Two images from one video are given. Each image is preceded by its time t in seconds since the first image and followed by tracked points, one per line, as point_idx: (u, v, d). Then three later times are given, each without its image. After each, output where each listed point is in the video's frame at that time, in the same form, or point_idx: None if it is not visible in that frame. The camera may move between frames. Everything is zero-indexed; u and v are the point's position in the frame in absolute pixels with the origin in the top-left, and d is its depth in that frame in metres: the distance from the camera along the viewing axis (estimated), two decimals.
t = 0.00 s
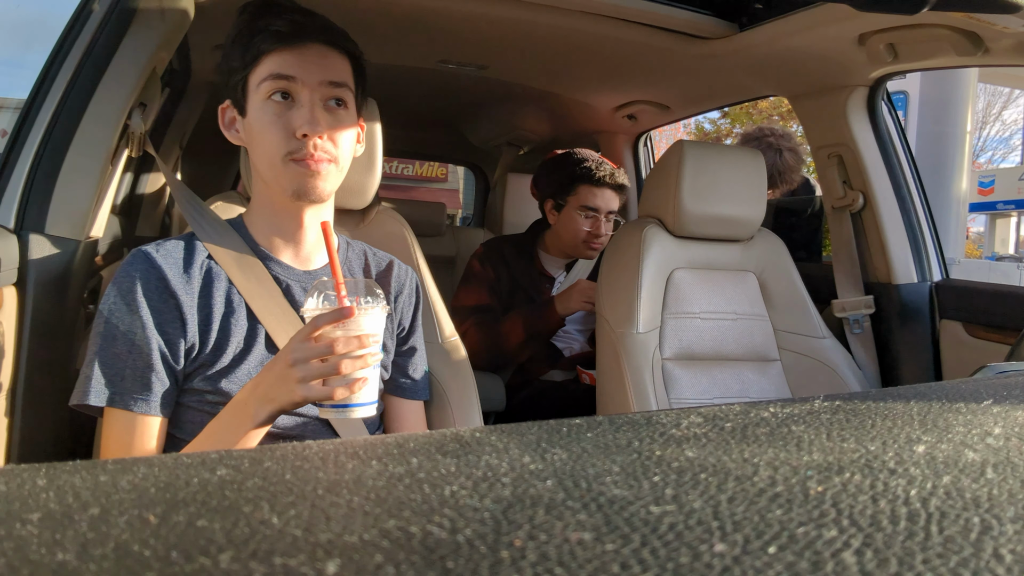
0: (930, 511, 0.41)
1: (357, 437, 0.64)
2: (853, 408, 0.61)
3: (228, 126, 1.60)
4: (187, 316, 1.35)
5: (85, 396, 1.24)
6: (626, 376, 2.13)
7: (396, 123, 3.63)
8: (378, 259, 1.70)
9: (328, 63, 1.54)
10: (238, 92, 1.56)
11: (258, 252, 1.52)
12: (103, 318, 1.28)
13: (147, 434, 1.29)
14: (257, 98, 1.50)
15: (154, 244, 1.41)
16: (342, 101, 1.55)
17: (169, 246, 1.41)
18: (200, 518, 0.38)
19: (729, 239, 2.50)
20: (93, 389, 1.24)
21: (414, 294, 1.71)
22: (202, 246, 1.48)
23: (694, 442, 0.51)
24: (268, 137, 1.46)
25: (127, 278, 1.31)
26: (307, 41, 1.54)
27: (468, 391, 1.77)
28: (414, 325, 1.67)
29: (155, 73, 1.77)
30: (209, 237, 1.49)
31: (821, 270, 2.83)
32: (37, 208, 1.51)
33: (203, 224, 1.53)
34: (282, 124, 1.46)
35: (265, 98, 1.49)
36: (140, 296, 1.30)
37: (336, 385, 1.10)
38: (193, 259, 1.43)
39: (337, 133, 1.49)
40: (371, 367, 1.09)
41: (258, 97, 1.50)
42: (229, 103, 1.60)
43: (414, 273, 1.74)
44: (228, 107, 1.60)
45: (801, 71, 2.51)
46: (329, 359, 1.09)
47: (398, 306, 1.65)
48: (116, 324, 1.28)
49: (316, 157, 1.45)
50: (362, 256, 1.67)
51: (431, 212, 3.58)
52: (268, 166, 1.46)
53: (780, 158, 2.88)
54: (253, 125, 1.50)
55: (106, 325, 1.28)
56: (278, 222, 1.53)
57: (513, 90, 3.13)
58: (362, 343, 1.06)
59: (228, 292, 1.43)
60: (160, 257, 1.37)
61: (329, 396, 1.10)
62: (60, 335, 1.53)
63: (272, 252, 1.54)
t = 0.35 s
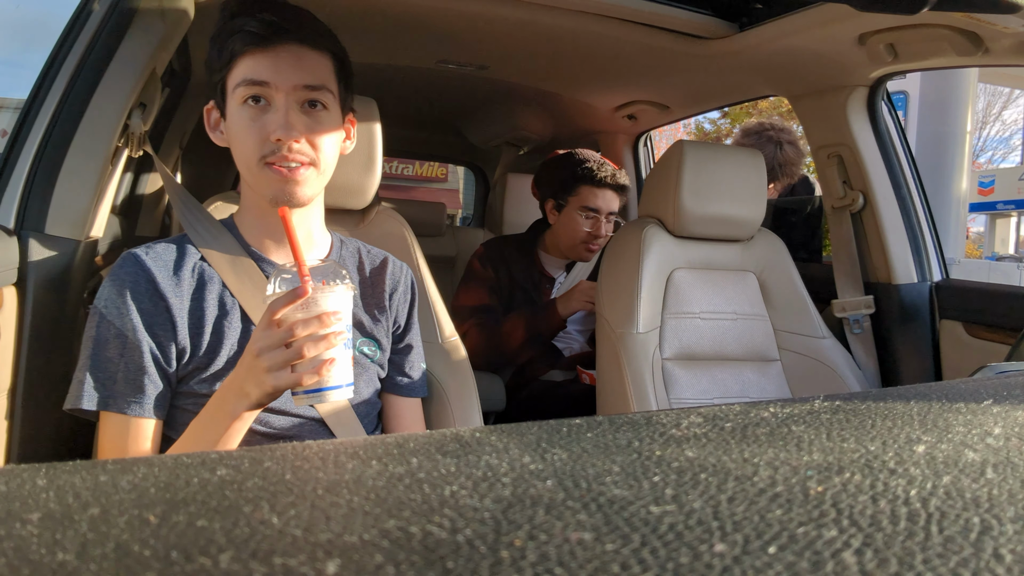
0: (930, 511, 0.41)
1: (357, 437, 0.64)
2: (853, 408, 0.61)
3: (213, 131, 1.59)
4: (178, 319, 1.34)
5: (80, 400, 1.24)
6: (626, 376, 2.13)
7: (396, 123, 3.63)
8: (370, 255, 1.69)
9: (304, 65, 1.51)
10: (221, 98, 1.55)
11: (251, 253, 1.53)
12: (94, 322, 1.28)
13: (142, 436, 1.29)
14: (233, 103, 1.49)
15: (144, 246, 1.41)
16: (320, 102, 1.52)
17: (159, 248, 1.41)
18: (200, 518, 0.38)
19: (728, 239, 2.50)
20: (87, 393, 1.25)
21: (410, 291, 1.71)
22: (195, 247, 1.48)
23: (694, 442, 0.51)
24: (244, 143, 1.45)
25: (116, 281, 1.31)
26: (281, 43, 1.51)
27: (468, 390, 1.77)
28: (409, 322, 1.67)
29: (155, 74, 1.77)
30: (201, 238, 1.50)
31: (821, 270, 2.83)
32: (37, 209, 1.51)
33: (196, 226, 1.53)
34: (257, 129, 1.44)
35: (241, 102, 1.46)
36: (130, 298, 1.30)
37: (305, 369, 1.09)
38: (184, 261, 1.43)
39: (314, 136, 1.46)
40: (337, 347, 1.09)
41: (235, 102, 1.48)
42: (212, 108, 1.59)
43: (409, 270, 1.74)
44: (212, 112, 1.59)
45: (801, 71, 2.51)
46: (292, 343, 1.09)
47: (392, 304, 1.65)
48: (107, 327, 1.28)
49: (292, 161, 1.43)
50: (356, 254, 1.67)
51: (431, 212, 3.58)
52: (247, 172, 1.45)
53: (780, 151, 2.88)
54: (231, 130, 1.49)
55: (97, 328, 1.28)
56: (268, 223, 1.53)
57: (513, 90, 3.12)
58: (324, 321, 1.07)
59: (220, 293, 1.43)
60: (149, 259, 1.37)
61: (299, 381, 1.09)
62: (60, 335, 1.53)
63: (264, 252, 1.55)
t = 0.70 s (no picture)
0: (930, 511, 0.41)
1: (358, 437, 0.64)
2: (853, 408, 0.61)
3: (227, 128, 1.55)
4: (179, 317, 1.35)
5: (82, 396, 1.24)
6: (626, 376, 2.13)
7: (396, 123, 3.63)
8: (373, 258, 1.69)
9: (331, 91, 1.44)
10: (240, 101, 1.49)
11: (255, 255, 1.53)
12: (97, 319, 1.28)
13: (144, 432, 1.29)
14: (253, 115, 1.43)
15: (146, 244, 1.41)
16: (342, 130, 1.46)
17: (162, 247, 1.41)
18: (200, 518, 0.38)
19: (728, 239, 2.50)
20: (90, 389, 1.24)
21: (411, 293, 1.71)
22: (198, 245, 1.48)
23: (694, 442, 0.51)
24: (258, 159, 1.41)
25: (118, 278, 1.31)
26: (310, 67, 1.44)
27: (468, 390, 1.77)
28: (411, 325, 1.67)
29: (155, 74, 1.77)
30: (205, 237, 1.49)
31: (821, 270, 2.83)
32: (37, 208, 1.51)
33: (199, 223, 1.53)
34: (271, 149, 1.40)
35: (259, 117, 1.41)
36: (131, 295, 1.30)
37: (290, 355, 1.09)
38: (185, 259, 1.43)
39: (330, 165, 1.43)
40: (323, 336, 1.08)
41: (253, 114, 1.42)
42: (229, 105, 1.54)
43: (411, 272, 1.74)
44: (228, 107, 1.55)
45: (801, 71, 2.51)
46: (280, 327, 1.08)
47: (394, 306, 1.65)
48: (110, 323, 1.28)
49: (304, 189, 1.40)
50: (359, 256, 1.67)
51: (431, 212, 3.58)
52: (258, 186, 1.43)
53: (781, 152, 2.86)
54: (247, 140, 1.44)
55: (100, 325, 1.28)
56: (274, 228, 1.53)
57: (513, 91, 3.12)
58: (314, 307, 1.07)
59: (222, 291, 1.43)
60: (151, 257, 1.37)
61: (284, 366, 1.09)
62: (61, 336, 1.53)
63: (268, 253, 1.55)
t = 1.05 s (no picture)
0: (930, 511, 0.41)
1: (358, 436, 0.64)
2: (853, 408, 0.61)
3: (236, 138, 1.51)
4: (179, 319, 1.35)
5: (82, 399, 1.24)
6: (626, 376, 2.13)
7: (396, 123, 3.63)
8: (373, 258, 1.69)
9: (348, 121, 1.38)
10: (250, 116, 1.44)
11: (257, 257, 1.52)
12: (97, 321, 1.28)
13: (145, 434, 1.29)
14: (266, 135, 1.37)
15: (145, 244, 1.40)
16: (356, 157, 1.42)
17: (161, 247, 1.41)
18: (200, 518, 0.38)
19: (728, 239, 2.50)
20: (90, 392, 1.25)
21: (410, 292, 1.71)
22: (196, 245, 1.48)
23: (694, 443, 0.51)
24: (270, 182, 1.37)
25: (117, 281, 1.31)
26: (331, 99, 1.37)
27: (468, 390, 1.77)
28: (410, 325, 1.67)
29: (155, 74, 1.77)
30: (205, 237, 1.49)
31: (821, 270, 2.83)
32: (37, 208, 1.51)
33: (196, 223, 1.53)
34: (284, 176, 1.35)
35: (273, 141, 1.36)
36: (130, 298, 1.30)
37: (303, 349, 1.08)
38: (183, 259, 1.42)
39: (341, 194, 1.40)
40: (336, 331, 1.08)
41: (266, 136, 1.37)
42: (237, 114, 1.49)
43: (410, 271, 1.74)
44: (236, 116, 1.50)
45: (802, 71, 2.51)
46: (292, 324, 1.08)
47: (393, 306, 1.65)
48: (109, 325, 1.28)
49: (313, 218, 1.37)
50: (359, 256, 1.67)
51: (431, 212, 3.58)
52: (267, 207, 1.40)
53: (780, 151, 2.86)
54: (257, 160, 1.39)
55: (99, 327, 1.28)
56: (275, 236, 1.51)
57: (513, 91, 3.12)
58: (326, 304, 1.07)
59: (221, 292, 1.43)
60: (149, 258, 1.37)
61: (297, 361, 1.08)
62: (61, 335, 1.53)
63: (269, 255, 1.55)
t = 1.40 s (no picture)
0: (930, 511, 0.41)
1: (358, 436, 0.65)
2: (853, 409, 0.61)
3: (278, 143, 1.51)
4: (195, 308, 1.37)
5: (104, 381, 1.24)
6: (626, 376, 2.13)
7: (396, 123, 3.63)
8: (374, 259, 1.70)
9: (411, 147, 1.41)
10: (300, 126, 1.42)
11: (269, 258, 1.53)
12: (121, 307, 1.29)
13: (164, 422, 1.30)
14: (326, 153, 1.37)
15: (159, 235, 1.43)
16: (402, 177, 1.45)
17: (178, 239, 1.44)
18: (200, 519, 0.38)
19: (729, 239, 2.50)
20: (112, 375, 1.24)
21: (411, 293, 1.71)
22: (200, 236, 1.47)
23: (694, 443, 0.51)
24: (321, 199, 1.39)
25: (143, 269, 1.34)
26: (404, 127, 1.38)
27: (467, 390, 1.77)
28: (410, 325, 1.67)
29: (156, 74, 1.77)
30: (207, 229, 1.49)
31: (822, 270, 2.83)
32: (37, 209, 1.51)
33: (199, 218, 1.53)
34: (337, 195, 1.38)
35: (333, 161, 1.37)
36: (155, 286, 1.33)
37: (362, 357, 1.14)
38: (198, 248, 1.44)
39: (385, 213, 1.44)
40: (391, 339, 1.16)
41: (327, 155, 1.37)
42: (287, 122, 1.48)
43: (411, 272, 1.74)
44: (286, 124, 1.49)
45: (802, 71, 2.50)
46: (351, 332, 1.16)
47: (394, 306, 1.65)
48: (134, 311, 1.29)
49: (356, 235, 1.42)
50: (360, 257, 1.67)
51: (431, 212, 3.58)
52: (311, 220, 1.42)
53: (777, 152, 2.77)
54: (309, 173, 1.40)
55: (125, 313, 1.29)
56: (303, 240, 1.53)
57: (513, 91, 3.12)
58: (382, 314, 1.16)
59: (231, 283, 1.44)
60: (170, 248, 1.40)
61: (356, 368, 1.14)
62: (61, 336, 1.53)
63: (292, 259, 1.56)
